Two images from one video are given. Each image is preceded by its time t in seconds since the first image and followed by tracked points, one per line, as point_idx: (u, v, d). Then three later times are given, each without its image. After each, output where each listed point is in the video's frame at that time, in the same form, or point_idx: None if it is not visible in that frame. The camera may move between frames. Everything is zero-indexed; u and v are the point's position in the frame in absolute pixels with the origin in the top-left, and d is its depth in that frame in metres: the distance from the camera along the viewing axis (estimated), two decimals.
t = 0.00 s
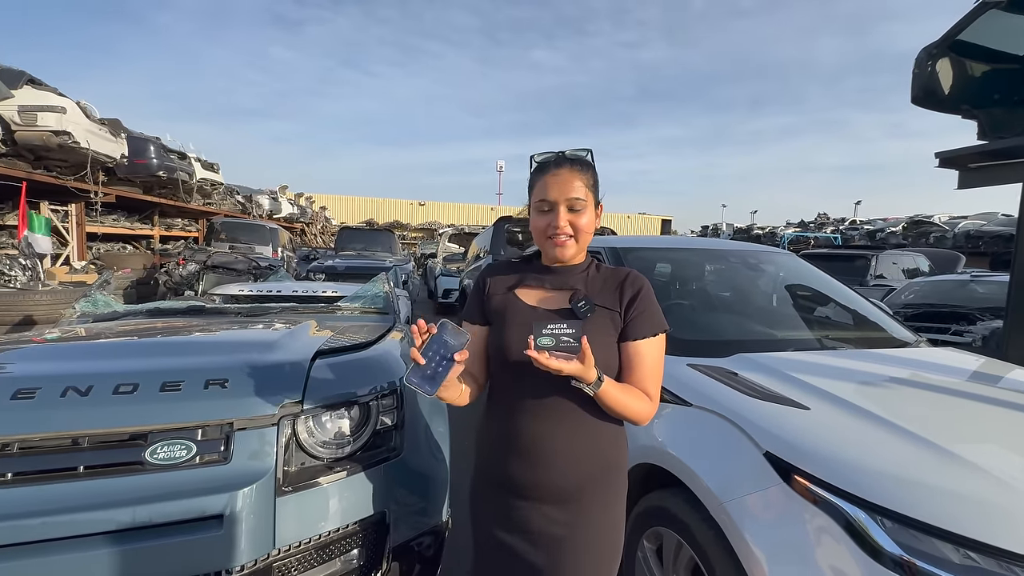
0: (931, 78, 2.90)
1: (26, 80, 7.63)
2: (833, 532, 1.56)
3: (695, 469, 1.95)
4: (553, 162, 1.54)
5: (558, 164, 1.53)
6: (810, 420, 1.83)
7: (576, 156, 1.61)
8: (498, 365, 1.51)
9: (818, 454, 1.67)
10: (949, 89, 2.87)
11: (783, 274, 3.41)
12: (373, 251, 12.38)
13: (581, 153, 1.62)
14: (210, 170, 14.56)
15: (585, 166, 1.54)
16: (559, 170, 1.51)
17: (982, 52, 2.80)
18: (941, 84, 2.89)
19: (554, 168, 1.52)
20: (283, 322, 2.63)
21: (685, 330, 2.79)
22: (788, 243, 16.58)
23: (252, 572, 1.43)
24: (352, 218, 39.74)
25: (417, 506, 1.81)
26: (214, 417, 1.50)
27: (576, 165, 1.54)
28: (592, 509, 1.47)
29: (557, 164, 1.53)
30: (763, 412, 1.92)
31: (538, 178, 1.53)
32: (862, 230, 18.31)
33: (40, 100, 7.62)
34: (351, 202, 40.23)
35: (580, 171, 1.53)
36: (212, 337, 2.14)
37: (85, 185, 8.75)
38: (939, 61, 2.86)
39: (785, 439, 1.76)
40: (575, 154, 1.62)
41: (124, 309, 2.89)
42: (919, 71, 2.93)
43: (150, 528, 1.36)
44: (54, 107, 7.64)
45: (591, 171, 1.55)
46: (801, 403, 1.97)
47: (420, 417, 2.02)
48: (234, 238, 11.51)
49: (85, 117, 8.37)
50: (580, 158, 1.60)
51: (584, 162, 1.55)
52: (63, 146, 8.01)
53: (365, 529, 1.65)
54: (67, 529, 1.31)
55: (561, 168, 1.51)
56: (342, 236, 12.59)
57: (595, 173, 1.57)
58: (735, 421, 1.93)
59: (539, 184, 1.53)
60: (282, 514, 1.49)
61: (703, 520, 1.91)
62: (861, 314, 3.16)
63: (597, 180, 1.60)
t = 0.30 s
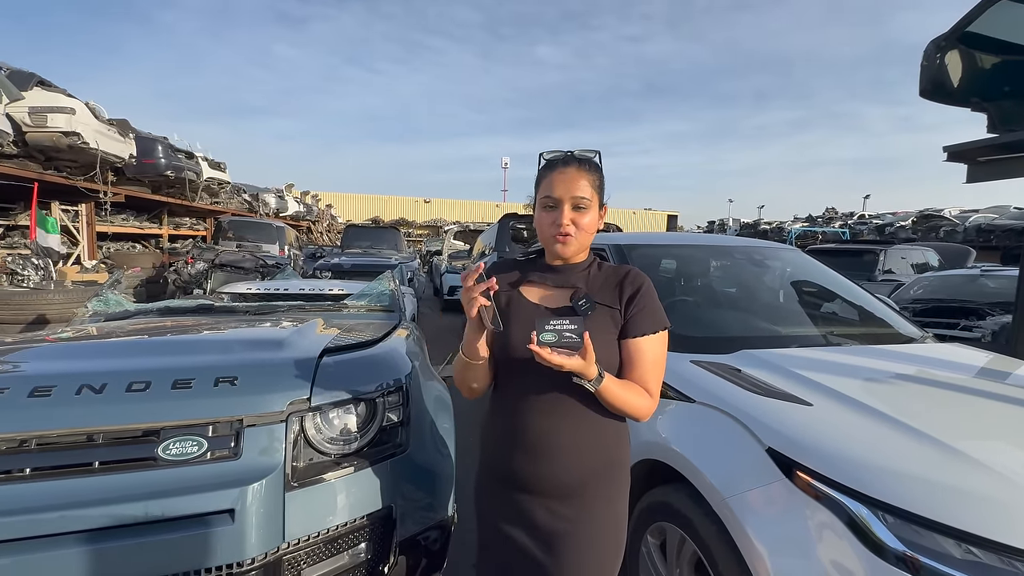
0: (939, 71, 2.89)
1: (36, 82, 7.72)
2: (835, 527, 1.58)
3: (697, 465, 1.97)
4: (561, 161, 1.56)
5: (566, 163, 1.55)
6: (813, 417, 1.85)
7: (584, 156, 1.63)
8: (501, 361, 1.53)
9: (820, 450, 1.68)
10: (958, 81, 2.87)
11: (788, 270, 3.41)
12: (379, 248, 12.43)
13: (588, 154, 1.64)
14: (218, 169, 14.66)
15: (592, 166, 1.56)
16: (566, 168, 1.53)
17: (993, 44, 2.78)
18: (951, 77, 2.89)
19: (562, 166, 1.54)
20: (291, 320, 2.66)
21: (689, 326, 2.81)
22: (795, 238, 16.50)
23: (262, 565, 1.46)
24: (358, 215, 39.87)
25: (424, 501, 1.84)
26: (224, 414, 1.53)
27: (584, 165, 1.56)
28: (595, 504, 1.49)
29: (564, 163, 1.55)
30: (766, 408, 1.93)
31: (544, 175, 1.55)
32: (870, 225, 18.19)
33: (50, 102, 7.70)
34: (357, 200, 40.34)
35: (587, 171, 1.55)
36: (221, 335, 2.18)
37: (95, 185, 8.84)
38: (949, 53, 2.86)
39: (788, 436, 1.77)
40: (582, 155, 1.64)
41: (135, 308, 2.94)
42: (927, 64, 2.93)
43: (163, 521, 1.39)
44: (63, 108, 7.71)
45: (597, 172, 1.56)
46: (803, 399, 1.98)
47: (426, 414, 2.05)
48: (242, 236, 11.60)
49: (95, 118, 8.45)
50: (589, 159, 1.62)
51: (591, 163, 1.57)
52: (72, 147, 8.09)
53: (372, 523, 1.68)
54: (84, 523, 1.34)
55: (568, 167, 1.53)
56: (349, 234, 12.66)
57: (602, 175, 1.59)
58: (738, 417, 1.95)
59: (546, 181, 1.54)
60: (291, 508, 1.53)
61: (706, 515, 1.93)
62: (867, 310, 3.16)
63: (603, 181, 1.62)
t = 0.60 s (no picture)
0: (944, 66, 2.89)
1: (38, 82, 7.73)
2: (836, 523, 1.58)
3: (699, 462, 1.97)
4: (561, 158, 1.57)
5: (566, 160, 1.56)
6: (814, 413, 1.85)
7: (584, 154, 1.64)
8: (504, 359, 1.53)
9: (822, 447, 1.68)
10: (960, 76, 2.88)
11: (790, 267, 3.41)
12: (381, 247, 12.45)
13: (589, 152, 1.65)
14: (219, 169, 14.68)
15: (593, 163, 1.57)
16: (566, 165, 1.54)
17: (993, 39, 2.75)
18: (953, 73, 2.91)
19: (562, 163, 1.55)
20: (293, 318, 2.67)
21: (691, 323, 2.81)
22: (797, 235, 16.49)
23: (267, 562, 1.46)
24: (359, 214, 39.89)
25: (426, 499, 1.85)
26: (228, 413, 1.54)
27: (583, 161, 1.57)
28: (597, 501, 1.50)
29: (564, 160, 1.56)
30: (768, 405, 1.93)
31: (545, 173, 1.56)
32: (872, 221, 18.15)
33: (53, 102, 7.72)
34: (359, 198, 40.36)
35: (587, 166, 1.56)
36: (224, 334, 2.19)
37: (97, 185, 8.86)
38: (953, 49, 2.87)
39: (789, 432, 1.78)
40: (582, 153, 1.65)
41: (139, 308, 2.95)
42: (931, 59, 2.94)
43: (167, 520, 1.40)
44: (65, 108, 7.72)
45: (598, 168, 1.57)
46: (806, 396, 1.98)
47: (428, 413, 2.06)
48: (244, 235, 11.62)
49: (96, 118, 8.47)
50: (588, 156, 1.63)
51: (592, 160, 1.58)
52: (74, 147, 8.10)
53: (375, 521, 1.69)
54: (87, 521, 1.35)
55: (568, 164, 1.54)
56: (351, 232, 12.67)
57: (602, 170, 1.60)
58: (739, 415, 1.96)
59: (547, 178, 1.55)
60: (295, 506, 1.54)
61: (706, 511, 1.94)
62: (870, 306, 3.15)
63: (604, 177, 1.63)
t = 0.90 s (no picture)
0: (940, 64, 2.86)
1: (30, 79, 7.66)
2: (837, 523, 1.56)
3: (697, 460, 1.95)
4: (568, 154, 1.54)
5: (573, 157, 1.53)
6: (814, 411, 1.83)
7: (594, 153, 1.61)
8: (497, 355, 1.51)
9: (822, 445, 1.66)
10: (958, 75, 2.85)
11: (788, 264, 3.39)
12: (377, 245, 12.41)
13: (597, 150, 1.62)
14: (215, 167, 14.61)
15: (599, 165, 1.54)
16: (572, 164, 1.51)
17: (989, 36, 2.73)
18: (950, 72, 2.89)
19: (568, 161, 1.52)
20: (287, 317, 2.63)
21: (689, 321, 2.79)
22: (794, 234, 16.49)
23: (257, 564, 1.44)
24: (356, 213, 39.80)
25: (420, 498, 1.83)
26: (217, 412, 1.51)
27: (591, 163, 1.54)
28: (594, 500, 1.47)
29: (571, 158, 1.53)
30: (767, 402, 1.91)
31: (549, 168, 1.53)
32: (869, 220, 18.17)
33: (46, 100, 7.66)
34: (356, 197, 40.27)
35: (594, 169, 1.53)
36: (216, 332, 2.16)
37: (91, 183, 8.80)
38: (949, 47, 2.84)
39: (788, 430, 1.76)
40: (591, 150, 1.61)
41: (130, 306, 2.91)
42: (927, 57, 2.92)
43: (155, 521, 1.37)
44: (57, 106, 7.66)
45: (603, 171, 1.55)
46: (805, 394, 1.96)
47: (423, 412, 2.04)
48: (240, 234, 11.56)
49: (90, 115, 8.41)
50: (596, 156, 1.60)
51: (599, 161, 1.55)
52: (67, 145, 8.03)
53: (369, 522, 1.67)
54: (72, 523, 1.32)
55: (575, 163, 1.51)
56: (347, 231, 12.62)
57: (607, 175, 1.57)
58: (738, 413, 1.93)
59: (550, 176, 1.52)
60: (286, 507, 1.51)
61: (704, 510, 1.92)
62: (867, 304, 3.14)
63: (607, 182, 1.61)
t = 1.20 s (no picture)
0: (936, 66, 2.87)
1: (25, 76, 7.62)
2: (833, 524, 1.56)
3: (694, 461, 1.94)
4: (564, 146, 1.55)
5: (570, 149, 1.54)
6: (810, 412, 1.83)
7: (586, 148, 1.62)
8: (494, 355, 1.50)
9: (818, 445, 1.66)
10: (952, 77, 2.86)
11: (784, 265, 3.39)
12: (374, 245, 12.38)
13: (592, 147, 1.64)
14: (211, 166, 14.55)
15: (594, 157, 1.56)
16: (570, 153, 1.52)
17: (982, 38, 2.75)
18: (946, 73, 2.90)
19: (566, 151, 1.52)
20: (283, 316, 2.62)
21: (686, 321, 2.78)
22: (790, 235, 16.53)
23: (251, 566, 1.43)
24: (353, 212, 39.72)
25: (416, 499, 1.82)
26: (211, 412, 1.50)
27: (587, 154, 1.55)
28: (591, 501, 1.47)
29: (569, 148, 1.54)
30: (764, 403, 1.91)
31: (547, 159, 1.53)
32: (865, 221, 18.23)
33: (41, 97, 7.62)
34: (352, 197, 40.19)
35: (591, 158, 1.54)
36: (211, 332, 2.15)
37: (86, 182, 8.75)
38: (945, 48, 2.85)
39: (785, 431, 1.75)
40: (586, 146, 1.63)
41: (124, 305, 2.89)
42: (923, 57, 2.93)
43: (147, 522, 1.36)
44: (52, 104, 7.61)
45: (599, 162, 1.56)
46: (802, 394, 1.96)
47: (419, 412, 2.03)
48: (236, 233, 11.52)
49: (85, 113, 8.37)
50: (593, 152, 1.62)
51: (593, 154, 1.56)
52: (62, 143, 7.98)
53: (365, 523, 1.66)
54: (62, 524, 1.30)
55: (573, 153, 1.52)
56: (343, 231, 12.59)
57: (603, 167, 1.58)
58: (735, 413, 1.93)
59: (550, 164, 1.52)
60: (281, 508, 1.50)
61: (700, 511, 1.91)
62: (863, 305, 3.14)
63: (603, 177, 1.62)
